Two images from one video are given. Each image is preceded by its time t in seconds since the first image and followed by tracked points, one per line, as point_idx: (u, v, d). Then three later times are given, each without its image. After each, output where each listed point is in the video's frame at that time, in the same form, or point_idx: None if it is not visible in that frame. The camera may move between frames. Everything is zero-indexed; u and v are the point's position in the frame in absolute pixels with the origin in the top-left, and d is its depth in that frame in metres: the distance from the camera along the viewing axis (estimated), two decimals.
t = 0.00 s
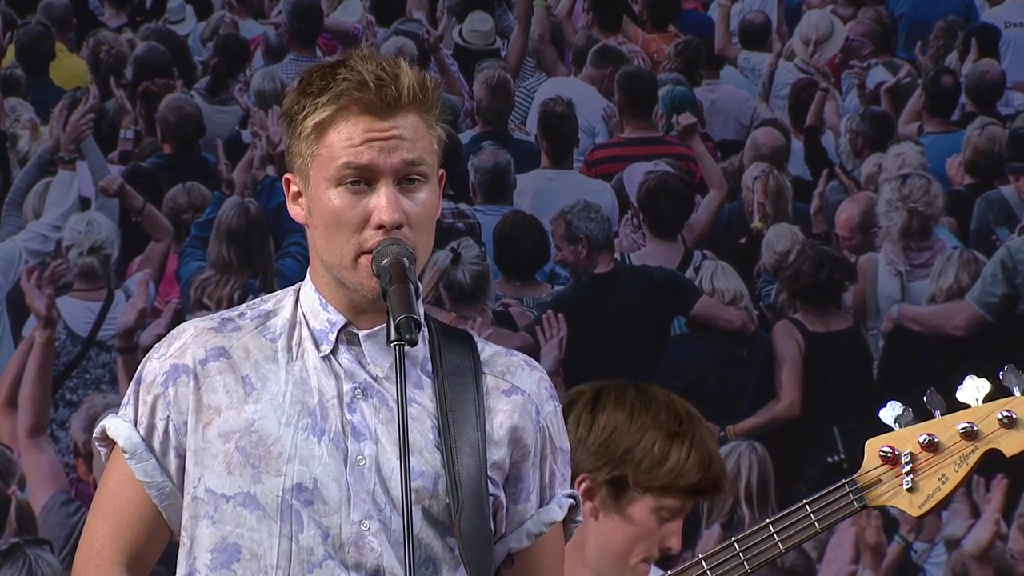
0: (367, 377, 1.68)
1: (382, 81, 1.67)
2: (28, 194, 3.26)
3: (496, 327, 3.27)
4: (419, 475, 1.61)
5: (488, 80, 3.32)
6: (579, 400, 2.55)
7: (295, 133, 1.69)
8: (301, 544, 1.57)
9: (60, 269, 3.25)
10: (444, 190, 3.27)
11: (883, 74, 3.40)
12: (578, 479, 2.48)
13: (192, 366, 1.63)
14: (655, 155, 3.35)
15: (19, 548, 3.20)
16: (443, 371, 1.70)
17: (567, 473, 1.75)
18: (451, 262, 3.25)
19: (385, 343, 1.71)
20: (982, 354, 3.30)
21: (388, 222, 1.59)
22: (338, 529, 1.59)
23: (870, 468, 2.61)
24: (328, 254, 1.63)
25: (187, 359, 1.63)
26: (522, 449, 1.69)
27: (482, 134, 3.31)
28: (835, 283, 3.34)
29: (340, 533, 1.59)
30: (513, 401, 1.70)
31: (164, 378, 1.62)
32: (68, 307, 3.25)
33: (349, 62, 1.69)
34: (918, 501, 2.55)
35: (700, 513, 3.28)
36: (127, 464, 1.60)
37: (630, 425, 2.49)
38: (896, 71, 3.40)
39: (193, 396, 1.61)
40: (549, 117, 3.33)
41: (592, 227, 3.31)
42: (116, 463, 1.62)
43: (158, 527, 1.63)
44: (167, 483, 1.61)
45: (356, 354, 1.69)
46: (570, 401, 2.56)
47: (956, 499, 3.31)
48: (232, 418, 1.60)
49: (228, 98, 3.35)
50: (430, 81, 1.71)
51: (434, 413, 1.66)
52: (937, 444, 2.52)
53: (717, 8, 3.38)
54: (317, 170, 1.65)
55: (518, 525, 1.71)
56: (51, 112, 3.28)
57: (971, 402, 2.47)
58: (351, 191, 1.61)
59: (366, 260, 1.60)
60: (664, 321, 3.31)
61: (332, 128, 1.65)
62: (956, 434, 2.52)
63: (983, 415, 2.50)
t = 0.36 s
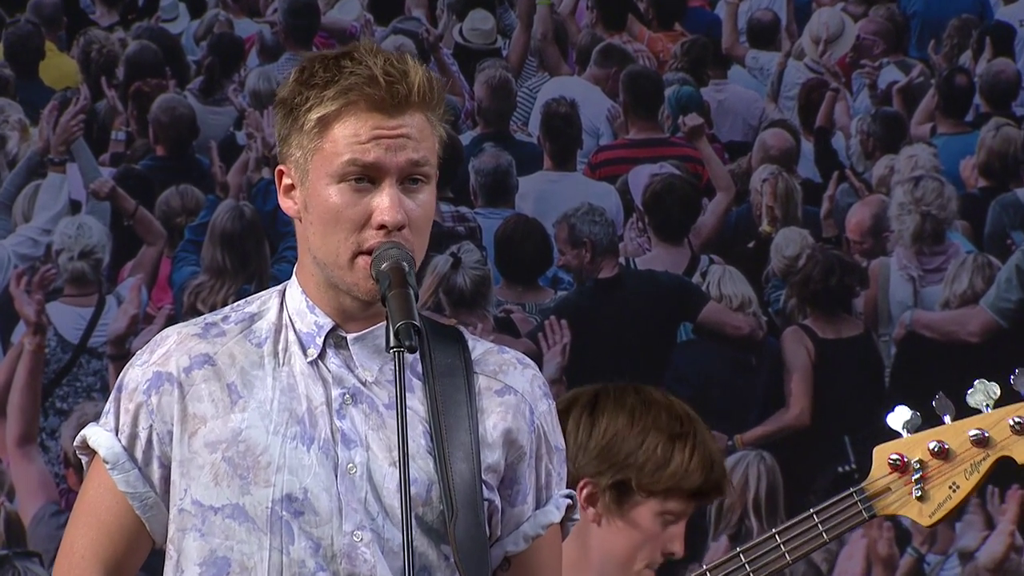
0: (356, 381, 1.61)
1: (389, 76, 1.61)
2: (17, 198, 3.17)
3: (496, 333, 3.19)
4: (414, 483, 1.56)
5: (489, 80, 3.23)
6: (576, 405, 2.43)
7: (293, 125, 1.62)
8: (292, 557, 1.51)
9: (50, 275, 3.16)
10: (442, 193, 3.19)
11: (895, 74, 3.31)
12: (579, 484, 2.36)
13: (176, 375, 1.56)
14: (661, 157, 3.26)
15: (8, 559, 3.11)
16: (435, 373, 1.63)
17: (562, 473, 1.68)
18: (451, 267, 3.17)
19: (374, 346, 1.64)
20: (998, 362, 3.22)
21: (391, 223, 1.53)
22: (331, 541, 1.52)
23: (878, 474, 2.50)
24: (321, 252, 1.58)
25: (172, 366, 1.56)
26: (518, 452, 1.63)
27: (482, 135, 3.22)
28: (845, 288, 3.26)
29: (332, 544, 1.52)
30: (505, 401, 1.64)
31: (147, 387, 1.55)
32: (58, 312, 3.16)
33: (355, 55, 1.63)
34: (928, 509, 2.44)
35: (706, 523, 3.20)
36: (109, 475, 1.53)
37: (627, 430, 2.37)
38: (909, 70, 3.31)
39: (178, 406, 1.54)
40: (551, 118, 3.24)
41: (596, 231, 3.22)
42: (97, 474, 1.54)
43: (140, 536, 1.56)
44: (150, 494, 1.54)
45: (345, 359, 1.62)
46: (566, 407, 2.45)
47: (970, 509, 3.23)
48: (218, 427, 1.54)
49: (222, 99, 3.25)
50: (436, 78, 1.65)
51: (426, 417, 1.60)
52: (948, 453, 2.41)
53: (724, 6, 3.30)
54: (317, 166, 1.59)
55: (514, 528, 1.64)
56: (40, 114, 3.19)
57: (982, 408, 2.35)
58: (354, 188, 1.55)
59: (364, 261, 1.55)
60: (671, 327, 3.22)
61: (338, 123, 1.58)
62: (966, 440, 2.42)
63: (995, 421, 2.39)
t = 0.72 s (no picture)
0: (359, 396, 1.56)
1: (375, 75, 1.55)
2: (7, 199, 3.05)
3: (499, 337, 3.11)
4: (416, 500, 1.50)
5: (490, 78, 3.15)
6: (598, 415, 2.35)
7: (282, 135, 1.57)
8: None
9: (41, 278, 3.07)
10: (443, 194, 3.11)
11: (907, 72, 3.26)
12: (597, 494, 2.29)
13: (175, 388, 1.51)
14: (667, 157, 3.19)
15: None
16: (438, 388, 1.58)
17: (571, 491, 1.61)
18: (452, 270, 3.08)
19: (379, 359, 1.59)
20: (1011, 367, 3.17)
21: (388, 225, 1.47)
22: (332, 561, 1.47)
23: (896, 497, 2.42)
24: (321, 263, 1.52)
25: (171, 379, 1.52)
26: (525, 469, 1.56)
27: (484, 135, 3.14)
28: (856, 291, 3.19)
29: (333, 562, 1.47)
30: (513, 417, 1.57)
31: (146, 399, 1.51)
32: (48, 317, 3.07)
33: (339, 57, 1.57)
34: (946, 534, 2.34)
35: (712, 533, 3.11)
36: (108, 489, 1.49)
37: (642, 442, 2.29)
38: (920, 68, 3.26)
39: (177, 419, 1.50)
40: (555, 117, 3.16)
41: (600, 233, 3.14)
42: (95, 486, 1.51)
43: (138, 552, 1.52)
44: (149, 510, 1.50)
45: (348, 373, 1.57)
46: (589, 417, 2.38)
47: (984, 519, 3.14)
48: (218, 441, 1.49)
49: (218, 97, 3.17)
50: (424, 72, 1.58)
51: (431, 434, 1.55)
52: (966, 475, 2.31)
53: (731, 3, 3.23)
54: (309, 174, 1.53)
55: (520, 548, 1.58)
56: (31, 112, 3.08)
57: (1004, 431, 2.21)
58: (348, 193, 1.49)
59: (364, 269, 1.49)
60: (677, 332, 3.14)
61: (327, 127, 1.52)
62: (987, 463, 2.30)
63: (1016, 443, 2.28)
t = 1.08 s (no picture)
0: (356, 396, 1.56)
1: (386, 74, 1.55)
2: None
3: (501, 342, 3.03)
4: (416, 502, 1.53)
5: (492, 77, 3.06)
6: (587, 426, 2.32)
7: (287, 127, 1.58)
8: None
9: (32, 282, 2.96)
10: (444, 195, 3.02)
11: (919, 70, 3.19)
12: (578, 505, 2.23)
13: (169, 389, 1.50)
14: (673, 158, 3.11)
15: None
16: (438, 388, 1.61)
17: (574, 491, 1.64)
18: (454, 273, 3.00)
19: (377, 357, 1.59)
20: None
21: (388, 228, 1.47)
22: (326, 565, 1.47)
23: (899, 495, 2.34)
24: (319, 257, 1.52)
25: (165, 379, 1.51)
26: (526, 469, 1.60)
27: (486, 135, 3.05)
28: (867, 295, 3.12)
29: (328, 566, 1.47)
30: (514, 416, 1.60)
31: (139, 401, 1.50)
32: (40, 322, 2.96)
33: (351, 52, 1.58)
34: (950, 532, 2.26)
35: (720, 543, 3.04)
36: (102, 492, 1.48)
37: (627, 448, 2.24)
38: (933, 66, 3.20)
39: (170, 421, 1.50)
40: (559, 117, 3.09)
41: (605, 235, 3.07)
42: (88, 488, 1.51)
43: (134, 555, 1.52)
44: (143, 513, 1.49)
45: (345, 371, 1.57)
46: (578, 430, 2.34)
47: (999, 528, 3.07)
48: (212, 443, 1.48)
49: (213, 96, 3.08)
50: (436, 74, 1.59)
51: (430, 432, 1.58)
52: (970, 469, 2.24)
53: None
54: (312, 168, 1.54)
55: (522, 549, 1.61)
56: (21, 111, 2.98)
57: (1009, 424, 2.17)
58: (349, 191, 1.50)
59: (361, 268, 1.49)
60: (683, 336, 3.07)
61: (332, 123, 1.53)
62: (992, 459, 2.24)
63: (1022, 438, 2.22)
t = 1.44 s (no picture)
0: (356, 413, 1.57)
1: (383, 81, 1.52)
2: None
3: (504, 354, 2.96)
4: (416, 522, 1.49)
5: (495, 83, 3.00)
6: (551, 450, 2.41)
7: (283, 137, 1.54)
8: None
9: (24, 293, 2.87)
10: (446, 204, 2.94)
11: (932, 75, 3.13)
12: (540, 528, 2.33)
13: (167, 404, 1.51)
14: (680, 166, 3.04)
15: None
16: (439, 405, 1.56)
17: (575, 512, 1.60)
18: (455, 284, 2.93)
19: (377, 373, 1.60)
20: None
21: (389, 239, 1.44)
22: None
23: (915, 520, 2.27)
24: (318, 272, 1.49)
25: (163, 394, 1.52)
26: (527, 488, 1.55)
27: (488, 142, 2.98)
28: (879, 306, 3.06)
29: None
30: (515, 435, 1.56)
31: (136, 416, 1.51)
32: (32, 333, 2.87)
33: (347, 59, 1.54)
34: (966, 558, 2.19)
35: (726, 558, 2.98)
36: (96, 508, 1.49)
37: (604, 459, 2.31)
38: (946, 72, 3.14)
39: (168, 436, 1.50)
40: (564, 124, 3.02)
41: (610, 245, 3.00)
42: (81, 503, 1.51)
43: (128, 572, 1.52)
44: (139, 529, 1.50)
45: (343, 387, 1.58)
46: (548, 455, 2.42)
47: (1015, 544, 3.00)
48: (210, 460, 1.49)
49: (210, 103, 2.99)
50: (434, 80, 1.56)
51: (431, 452, 1.53)
52: (987, 495, 2.16)
53: (747, 4, 3.08)
54: (309, 180, 1.50)
55: (521, 572, 1.56)
56: (14, 119, 2.90)
57: None
58: (349, 203, 1.47)
59: (361, 282, 1.47)
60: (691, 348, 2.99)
61: (330, 133, 1.49)
62: (1010, 484, 2.16)
63: None
